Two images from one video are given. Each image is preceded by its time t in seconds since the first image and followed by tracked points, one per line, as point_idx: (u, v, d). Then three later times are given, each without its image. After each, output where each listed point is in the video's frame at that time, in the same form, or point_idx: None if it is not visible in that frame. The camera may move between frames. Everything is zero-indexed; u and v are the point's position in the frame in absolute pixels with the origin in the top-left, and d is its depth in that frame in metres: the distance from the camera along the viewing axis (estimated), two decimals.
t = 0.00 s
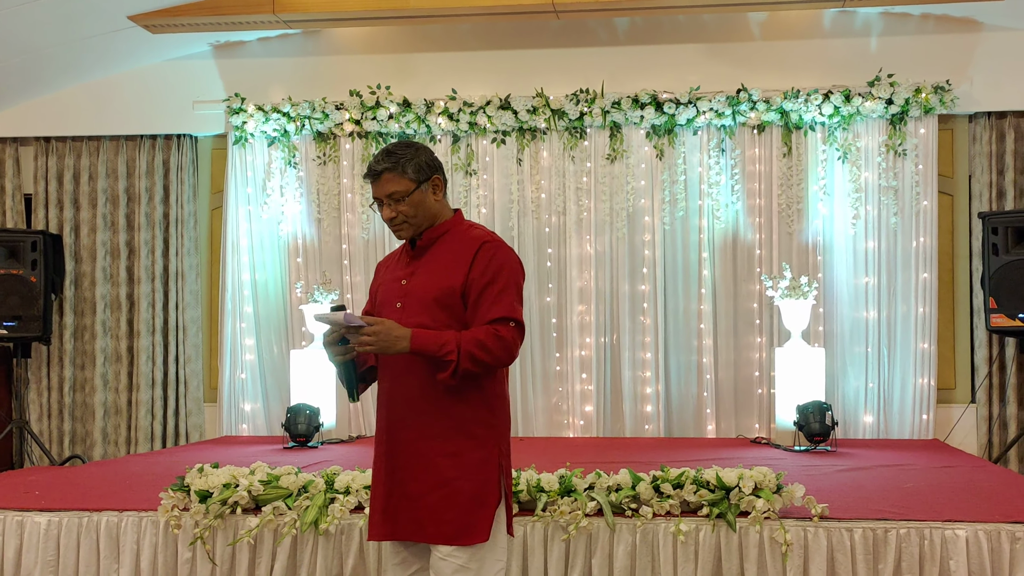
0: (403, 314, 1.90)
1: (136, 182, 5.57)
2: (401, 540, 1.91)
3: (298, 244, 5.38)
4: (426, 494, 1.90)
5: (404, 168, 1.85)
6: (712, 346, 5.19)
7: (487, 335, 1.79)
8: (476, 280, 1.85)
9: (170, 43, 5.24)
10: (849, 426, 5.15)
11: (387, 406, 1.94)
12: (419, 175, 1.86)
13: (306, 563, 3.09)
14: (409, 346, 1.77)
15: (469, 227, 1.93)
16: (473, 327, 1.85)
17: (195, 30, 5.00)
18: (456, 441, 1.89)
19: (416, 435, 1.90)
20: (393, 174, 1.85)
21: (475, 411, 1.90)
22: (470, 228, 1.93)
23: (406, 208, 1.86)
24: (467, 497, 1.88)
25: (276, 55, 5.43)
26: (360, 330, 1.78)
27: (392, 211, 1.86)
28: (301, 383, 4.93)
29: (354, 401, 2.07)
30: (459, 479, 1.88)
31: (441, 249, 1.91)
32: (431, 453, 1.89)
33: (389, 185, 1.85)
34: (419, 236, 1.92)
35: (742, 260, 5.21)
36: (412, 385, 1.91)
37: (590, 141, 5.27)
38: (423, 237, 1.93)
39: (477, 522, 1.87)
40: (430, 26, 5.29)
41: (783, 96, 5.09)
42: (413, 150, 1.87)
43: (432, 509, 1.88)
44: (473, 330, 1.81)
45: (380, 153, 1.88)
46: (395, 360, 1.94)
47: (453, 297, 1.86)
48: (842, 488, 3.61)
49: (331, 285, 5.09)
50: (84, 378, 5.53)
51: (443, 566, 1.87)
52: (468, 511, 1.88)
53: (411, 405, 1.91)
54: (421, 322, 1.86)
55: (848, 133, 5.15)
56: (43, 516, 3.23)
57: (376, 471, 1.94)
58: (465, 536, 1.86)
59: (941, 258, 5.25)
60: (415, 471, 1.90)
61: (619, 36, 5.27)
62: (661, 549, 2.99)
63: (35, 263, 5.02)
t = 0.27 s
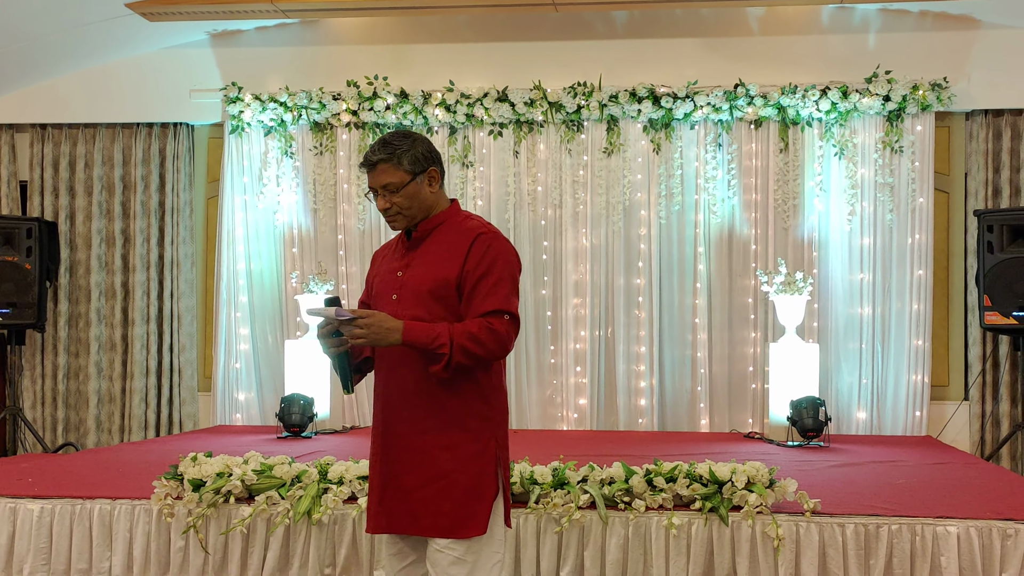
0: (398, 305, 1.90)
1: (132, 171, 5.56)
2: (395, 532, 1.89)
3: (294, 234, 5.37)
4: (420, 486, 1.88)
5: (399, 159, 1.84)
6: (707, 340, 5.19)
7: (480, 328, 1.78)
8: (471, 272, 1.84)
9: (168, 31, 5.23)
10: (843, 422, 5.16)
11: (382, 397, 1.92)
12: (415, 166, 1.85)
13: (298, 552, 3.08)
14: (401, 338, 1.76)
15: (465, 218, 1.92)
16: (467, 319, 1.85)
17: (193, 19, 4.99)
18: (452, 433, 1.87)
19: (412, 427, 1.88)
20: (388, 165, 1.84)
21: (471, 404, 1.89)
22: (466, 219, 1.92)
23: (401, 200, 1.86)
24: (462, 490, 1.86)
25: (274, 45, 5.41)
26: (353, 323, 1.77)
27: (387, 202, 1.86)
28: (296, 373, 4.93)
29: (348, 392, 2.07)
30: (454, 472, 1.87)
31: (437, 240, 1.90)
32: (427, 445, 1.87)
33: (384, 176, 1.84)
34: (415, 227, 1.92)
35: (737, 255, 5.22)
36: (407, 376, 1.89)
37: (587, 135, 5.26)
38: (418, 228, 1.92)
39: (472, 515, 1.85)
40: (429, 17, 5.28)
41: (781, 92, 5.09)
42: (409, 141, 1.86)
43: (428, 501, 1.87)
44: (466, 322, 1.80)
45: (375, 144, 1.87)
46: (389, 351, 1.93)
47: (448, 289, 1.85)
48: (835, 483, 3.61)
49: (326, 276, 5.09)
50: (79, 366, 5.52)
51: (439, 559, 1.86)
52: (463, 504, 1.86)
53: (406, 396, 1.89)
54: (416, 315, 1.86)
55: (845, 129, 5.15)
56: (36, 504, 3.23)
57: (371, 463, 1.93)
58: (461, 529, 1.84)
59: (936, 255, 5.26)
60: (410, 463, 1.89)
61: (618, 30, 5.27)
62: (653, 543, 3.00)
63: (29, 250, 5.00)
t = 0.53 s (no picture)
0: (404, 309, 1.89)
1: (133, 175, 5.56)
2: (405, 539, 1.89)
3: (295, 238, 5.38)
4: (430, 492, 1.88)
5: (409, 158, 1.85)
6: (708, 342, 5.19)
7: (493, 334, 1.77)
8: (481, 276, 1.84)
9: (168, 35, 5.24)
10: (845, 423, 5.16)
11: (390, 404, 1.91)
12: (425, 165, 1.86)
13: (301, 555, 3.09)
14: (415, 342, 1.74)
15: (470, 221, 1.92)
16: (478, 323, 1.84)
17: (193, 23, 5.00)
18: (462, 439, 1.87)
19: (421, 433, 1.88)
20: (398, 164, 1.84)
21: (480, 409, 1.88)
22: (472, 221, 1.92)
23: (409, 199, 1.86)
24: (472, 496, 1.86)
25: (274, 49, 5.42)
26: (368, 330, 1.74)
27: (396, 202, 1.85)
28: (297, 376, 4.93)
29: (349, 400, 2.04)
30: (465, 478, 1.87)
31: (443, 243, 1.90)
32: (437, 452, 1.87)
33: (394, 174, 1.84)
34: (420, 228, 1.91)
35: (738, 257, 5.22)
36: (416, 382, 1.88)
37: (588, 137, 5.27)
38: (423, 230, 1.91)
39: (483, 522, 1.86)
40: (429, 21, 5.29)
41: (781, 93, 5.09)
42: (417, 140, 1.87)
43: (438, 508, 1.87)
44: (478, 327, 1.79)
45: (385, 143, 1.88)
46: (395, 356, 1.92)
47: (457, 293, 1.85)
48: (837, 485, 3.62)
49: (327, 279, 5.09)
50: (81, 370, 5.53)
51: (449, 566, 1.86)
52: (474, 510, 1.87)
53: (415, 403, 1.88)
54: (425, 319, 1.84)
55: (845, 131, 5.15)
56: (38, 509, 3.24)
57: (379, 469, 1.92)
58: (472, 536, 1.85)
59: (938, 256, 5.26)
60: (419, 470, 1.88)
61: (618, 32, 5.27)
62: (656, 545, 3.01)
63: (31, 255, 5.00)
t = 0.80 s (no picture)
0: (411, 304, 1.87)
1: (135, 174, 5.56)
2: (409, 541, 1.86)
3: (298, 236, 5.38)
4: (436, 493, 1.85)
5: (422, 148, 1.81)
6: (711, 340, 5.19)
7: (509, 333, 1.76)
8: (493, 273, 1.83)
9: (170, 34, 5.24)
10: (848, 421, 5.16)
11: (396, 403, 1.88)
12: (438, 156, 1.83)
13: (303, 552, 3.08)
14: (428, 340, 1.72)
15: (479, 215, 1.91)
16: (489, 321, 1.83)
17: (195, 22, 4.99)
18: (470, 439, 1.84)
19: (428, 433, 1.85)
20: (412, 153, 1.80)
21: (488, 408, 1.86)
22: (482, 216, 1.91)
23: (422, 190, 1.83)
24: (479, 497, 1.84)
25: (276, 47, 5.42)
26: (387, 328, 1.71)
27: (408, 192, 1.82)
28: (299, 375, 4.92)
29: (353, 401, 1.93)
30: (472, 478, 1.84)
31: (452, 238, 1.88)
32: (444, 453, 1.84)
33: (408, 164, 1.80)
34: (427, 221, 1.89)
35: (741, 255, 5.21)
36: (424, 380, 1.85)
37: (590, 135, 5.26)
38: (432, 223, 1.90)
39: (489, 523, 1.84)
40: (431, 19, 5.28)
41: (783, 91, 5.09)
42: (430, 130, 1.84)
43: (445, 509, 1.84)
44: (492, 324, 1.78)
45: (396, 131, 1.83)
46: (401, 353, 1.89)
47: (468, 289, 1.83)
48: (841, 482, 3.61)
49: (329, 277, 5.10)
50: (83, 369, 5.52)
51: (454, 567, 1.84)
52: (480, 512, 1.84)
53: (423, 401, 1.85)
54: (435, 316, 1.82)
55: (848, 128, 5.14)
56: (41, 507, 3.23)
57: (383, 470, 1.88)
58: (478, 538, 1.82)
59: (940, 254, 5.25)
60: (425, 471, 1.85)
61: (620, 30, 5.27)
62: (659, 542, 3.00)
63: (34, 254, 5.00)
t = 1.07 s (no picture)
0: (418, 293, 1.86)
1: (137, 165, 5.56)
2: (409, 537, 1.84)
3: (300, 229, 5.39)
4: (438, 489, 1.83)
5: (435, 133, 1.81)
6: (713, 334, 5.18)
7: (521, 325, 1.76)
8: (503, 264, 1.82)
9: (173, 25, 5.23)
10: (850, 416, 5.16)
11: (400, 396, 1.86)
12: (450, 142, 1.83)
13: (305, 543, 3.09)
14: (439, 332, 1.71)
15: (489, 204, 1.90)
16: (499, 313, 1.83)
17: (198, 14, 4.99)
18: (475, 434, 1.83)
19: (433, 427, 1.83)
20: (424, 139, 1.79)
21: (494, 403, 1.85)
22: (491, 204, 1.91)
23: (433, 176, 1.82)
24: (483, 493, 1.83)
25: (279, 39, 5.42)
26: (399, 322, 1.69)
27: (419, 177, 1.81)
28: (301, 367, 4.93)
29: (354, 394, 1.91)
30: (475, 475, 1.83)
31: (462, 227, 1.88)
32: (449, 448, 1.83)
33: (420, 149, 1.79)
34: (436, 209, 1.88)
35: (744, 249, 5.21)
36: (429, 373, 1.84)
37: (593, 129, 5.26)
38: (440, 209, 1.89)
39: (491, 520, 1.83)
40: (434, 11, 5.27)
41: (786, 85, 5.08)
42: (442, 115, 1.83)
43: (447, 505, 1.82)
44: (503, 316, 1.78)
45: (407, 114, 1.82)
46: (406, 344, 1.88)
47: (478, 280, 1.83)
48: (843, 476, 3.61)
49: (332, 270, 5.09)
50: (85, 361, 5.53)
51: (458, 566, 1.84)
52: (483, 508, 1.83)
53: (428, 394, 1.84)
54: (443, 306, 1.82)
55: (851, 122, 5.14)
56: (43, 497, 3.24)
57: (385, 465, 1.86)
58: (480, 534, 1.81)
59: (943, 248, 5.24)
60: (428, 465, 1.84)
61: (624, 23, 5.25)
62: (660, 536, 2.99)
63: (36, 245, 5.00)
